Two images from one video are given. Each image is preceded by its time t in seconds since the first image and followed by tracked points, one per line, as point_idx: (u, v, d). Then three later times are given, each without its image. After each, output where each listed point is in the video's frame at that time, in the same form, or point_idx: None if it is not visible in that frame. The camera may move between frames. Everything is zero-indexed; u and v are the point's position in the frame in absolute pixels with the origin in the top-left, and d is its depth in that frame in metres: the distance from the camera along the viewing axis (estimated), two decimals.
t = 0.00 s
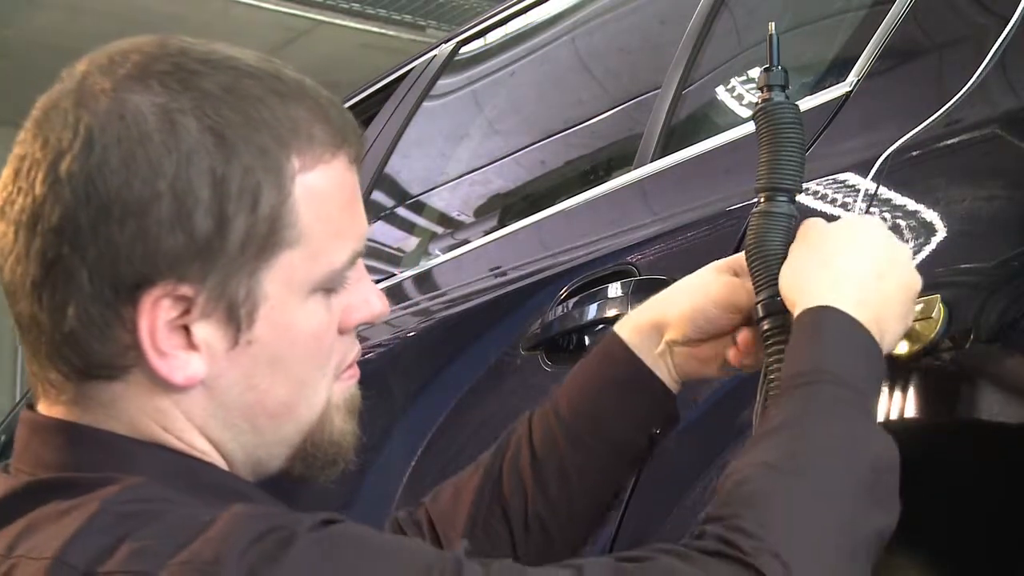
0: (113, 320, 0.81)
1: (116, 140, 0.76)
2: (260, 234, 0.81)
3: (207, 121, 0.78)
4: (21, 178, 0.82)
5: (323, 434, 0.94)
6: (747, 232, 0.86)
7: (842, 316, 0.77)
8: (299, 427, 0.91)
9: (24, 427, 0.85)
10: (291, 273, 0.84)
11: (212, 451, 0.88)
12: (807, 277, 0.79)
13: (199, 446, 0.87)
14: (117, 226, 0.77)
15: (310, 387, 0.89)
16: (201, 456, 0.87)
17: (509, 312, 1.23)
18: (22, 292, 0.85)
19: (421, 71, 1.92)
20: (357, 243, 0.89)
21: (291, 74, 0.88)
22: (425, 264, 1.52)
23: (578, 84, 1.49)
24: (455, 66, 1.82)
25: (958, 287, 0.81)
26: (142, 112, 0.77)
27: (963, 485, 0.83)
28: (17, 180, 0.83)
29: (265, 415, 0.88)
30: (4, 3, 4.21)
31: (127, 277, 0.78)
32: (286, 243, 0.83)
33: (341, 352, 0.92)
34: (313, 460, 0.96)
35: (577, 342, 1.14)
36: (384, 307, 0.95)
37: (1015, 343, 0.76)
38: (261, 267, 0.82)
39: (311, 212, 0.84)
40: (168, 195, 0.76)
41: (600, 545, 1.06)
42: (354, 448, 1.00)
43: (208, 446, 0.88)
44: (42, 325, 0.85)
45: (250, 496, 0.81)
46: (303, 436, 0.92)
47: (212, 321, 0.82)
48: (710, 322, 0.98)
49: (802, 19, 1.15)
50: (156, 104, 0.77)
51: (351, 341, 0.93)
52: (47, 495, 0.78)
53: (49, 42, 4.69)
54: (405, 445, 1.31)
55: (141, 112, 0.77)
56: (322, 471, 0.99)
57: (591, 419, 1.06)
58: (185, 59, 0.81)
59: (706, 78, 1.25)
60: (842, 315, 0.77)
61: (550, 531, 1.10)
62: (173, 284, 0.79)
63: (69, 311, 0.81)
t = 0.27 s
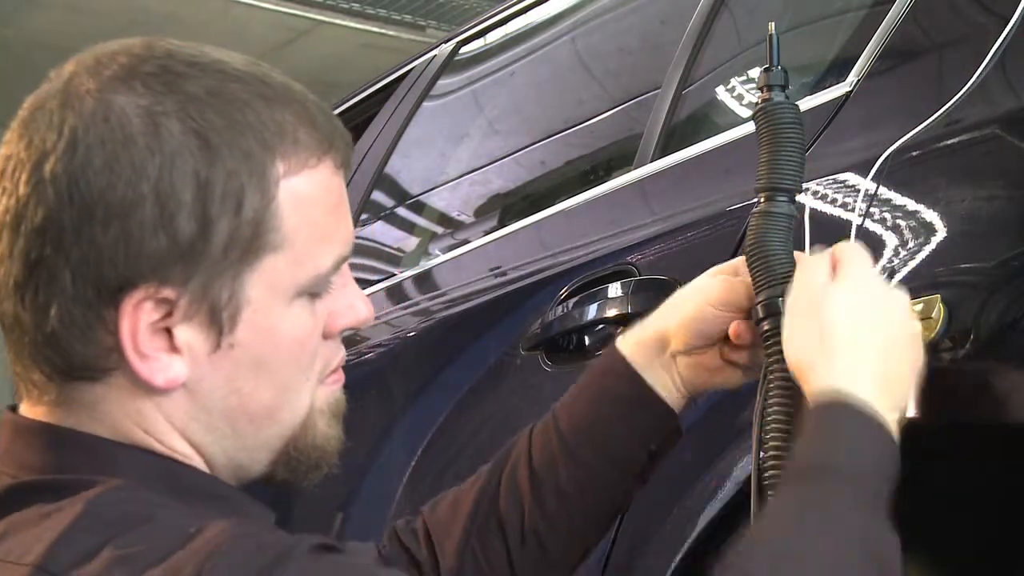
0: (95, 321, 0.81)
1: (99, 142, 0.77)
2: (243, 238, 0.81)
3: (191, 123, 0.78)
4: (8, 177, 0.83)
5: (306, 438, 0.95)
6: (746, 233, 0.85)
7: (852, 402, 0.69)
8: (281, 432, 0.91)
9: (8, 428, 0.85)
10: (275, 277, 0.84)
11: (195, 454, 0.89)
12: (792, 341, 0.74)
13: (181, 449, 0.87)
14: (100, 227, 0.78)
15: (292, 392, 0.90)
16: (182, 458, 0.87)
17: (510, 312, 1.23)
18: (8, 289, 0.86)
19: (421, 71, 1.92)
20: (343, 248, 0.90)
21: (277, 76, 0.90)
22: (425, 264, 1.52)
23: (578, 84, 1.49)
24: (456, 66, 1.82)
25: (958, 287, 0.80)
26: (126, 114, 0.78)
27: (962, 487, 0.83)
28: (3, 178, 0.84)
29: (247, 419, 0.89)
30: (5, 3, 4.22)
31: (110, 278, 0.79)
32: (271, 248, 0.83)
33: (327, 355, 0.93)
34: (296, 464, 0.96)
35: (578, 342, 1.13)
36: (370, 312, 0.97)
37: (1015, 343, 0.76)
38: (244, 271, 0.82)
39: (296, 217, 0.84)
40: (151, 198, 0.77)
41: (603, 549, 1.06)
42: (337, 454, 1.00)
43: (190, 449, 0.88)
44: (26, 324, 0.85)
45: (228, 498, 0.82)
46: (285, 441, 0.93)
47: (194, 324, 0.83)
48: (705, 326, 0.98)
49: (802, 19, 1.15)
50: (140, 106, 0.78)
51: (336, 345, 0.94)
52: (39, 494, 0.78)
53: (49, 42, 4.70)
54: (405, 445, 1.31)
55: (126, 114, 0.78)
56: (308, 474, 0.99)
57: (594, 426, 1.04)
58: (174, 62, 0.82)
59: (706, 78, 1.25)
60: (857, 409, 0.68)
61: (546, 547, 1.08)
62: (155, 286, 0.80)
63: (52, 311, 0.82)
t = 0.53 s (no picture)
0: (84, 320, 0.82)
1: (89, 141, 0.78)
2: (231, 237, 0.83)
3: (180, 125, 0.80)
4: None
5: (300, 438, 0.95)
6: (746, 235, 0.85)
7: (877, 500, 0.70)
8: (274, 429, 0.92)
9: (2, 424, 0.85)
10: (263, 276, 0.85)
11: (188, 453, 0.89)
12: (813, 431, 0.75)
13: (172, 447, 0.88)
14: (90, 226, 0.78)
15: (284, 389, 0.91)
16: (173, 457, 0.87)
17: (510, 312, 1.23)
18: None
19: (421, 71, 1.93)
20: (331, 249, 0.91)
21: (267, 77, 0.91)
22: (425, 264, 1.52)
23: (578, 84, 1.49)
24: (455, 66, 1.82)
25: (958, 287, 0.80)
26: (115, 114, 0.79)
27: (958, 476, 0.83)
28: None
29: (238, 418, 0.89)
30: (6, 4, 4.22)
31: (99, 276, 0.80)
32: (260, 246, 0.84)
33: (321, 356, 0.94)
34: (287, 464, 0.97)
35: (575, 343, 1.13)
36: (362, 312, 0.98)
37: (1015, 342, 0.76)
38: (233, 271, 0.83)
39: (284, 215, 0.86)
40: (139, 199, 0.78)
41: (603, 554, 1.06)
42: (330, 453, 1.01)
43: (181, 447, 0.88)
44: (14, 321, 0.86)
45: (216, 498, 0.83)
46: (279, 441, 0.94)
47: (184, 323, 0.83)
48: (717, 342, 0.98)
49: (802, 19, 1.15)
50: (129, 106, 0.79)
51: (328, 344, 0.95)
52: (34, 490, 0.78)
53: (49, 42, 4.71)
54: (405, 446, 1.31)
55: (115, 113, 0.79)
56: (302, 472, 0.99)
57: (598, 459, 1.02)
58: (160, 64, 0.83)
59: (706, 78, 1.25)
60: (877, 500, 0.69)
61: None
62: (144, 285, 0.81)
63: (40, 310, 0.83)
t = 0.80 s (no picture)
0: (78, 299, 0.82)
1: (91, 119, 0.78)
2: (228, 224, 0.83)
3: (183, 108, 0.80)
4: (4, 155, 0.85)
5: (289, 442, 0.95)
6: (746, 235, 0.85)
7: None
8: (256, 430, 0.91)
9: None
10: (257, 267, 0.85)
11: (164, 448, 0.87)
12: None
13: (150, 441, 0.86)
14: (88, 203, 0.79)
15: (271, 389, 0.90)
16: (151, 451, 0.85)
17: (510, 311, 1.23)
18: None
19: (421, 71, 1.93)
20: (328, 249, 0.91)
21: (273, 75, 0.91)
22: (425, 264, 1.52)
23: (578, 84, 1.49)
24: (456, 66, 1.82)
25: (959, 287, 0.80)
26: (119, 94, 0.79)
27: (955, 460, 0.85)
28: None
29: (223, 413, 0.88)
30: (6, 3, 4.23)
31: (95, 255, 0.80)
32: (256, 237, 0.85)
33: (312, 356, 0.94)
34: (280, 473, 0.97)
35: (575, 343, 1.13)
36: (356, 319, 0.98)
37: (1015, 343, 0.76)
38: (227, 257, 0.84)
39: (283, 208, 0.86)
40: (138, 175, 0.78)
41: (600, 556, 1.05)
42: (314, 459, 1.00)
43: (158, 442, 0.87)
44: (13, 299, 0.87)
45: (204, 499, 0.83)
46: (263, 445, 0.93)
47: (176, 309, 0.83)
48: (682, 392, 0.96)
49: (802, 19, 1.15)
50: (134, 87, 0.79)
51: (319, 349, 0.95)
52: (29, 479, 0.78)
53: (50, 42, 4.71)
54: (405, 445, 1.31)
55: (120, 94, 0.79)
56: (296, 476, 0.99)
57: (595, 474, 1.02)
58: (165, 48, 0.84)
59: (706, 78, 1.25)
60: None
61: None
62: (138, 265, 0.81)
63: (37, 288, 0.83)
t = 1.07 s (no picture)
0: (87, 280, 0.82)
1: (115, 94, 0.79)
2: (245, 213, 0.83)
3: (211, 91, 0.80)
4: (18, 133, 0.84)
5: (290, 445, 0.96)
6: (746, 236, 0.85)
7: None
8: (255, 431, 0.91)
9: None
10: (270, 262, 0.86)
11: (159, 446, 0.87)
12: None
13: (144, 435, 0.85)
14: (102, 179, 0.78)
15: (274, 391, 0.91)
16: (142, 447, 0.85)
17: (509, 312, 1.23)
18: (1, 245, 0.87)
19: (421, 71, 1.93)
20: (344, 252, 0.91)
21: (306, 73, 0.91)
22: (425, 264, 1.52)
23: (577, 84, 1.49)
24: (456, 66, 1.82)
25: (959, 287, 0.80)
26: (145, 72, 0.79)
27: (954, 458, 0.85)
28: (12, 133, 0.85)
29: (224, 412, 0.89)
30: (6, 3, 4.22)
31: (106, 234, 0.80)
32: (273, 231, 0.85)
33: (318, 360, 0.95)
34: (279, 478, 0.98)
35: (575, 343, 1.13)
36: (365, 331, 0.98)
37: (1015, 343, 0.76)
38: (243, 248, 0.84)
39: (303, 205, 0.86)
40: (159, 155, 0.78)
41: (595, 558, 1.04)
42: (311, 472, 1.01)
43: (154, 437, 0.86)
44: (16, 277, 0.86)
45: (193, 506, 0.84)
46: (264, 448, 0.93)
47: (184, 298, 0.83)
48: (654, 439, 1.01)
49: (802, 19, 1.15)
50: (161, 67, 0.80)
51: (325, 357, 0.96)
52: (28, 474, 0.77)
53: (50, 42, 4.71)
54: (405, 445, 1.31)
55: (146, 71, 0.79)
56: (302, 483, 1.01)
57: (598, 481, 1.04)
58: (198, 33, 0.85)
59: (706, 78, 1.25)
60: None
61: None
62: (150, 248, 0.80)
63: (45, 265, 0.82)
